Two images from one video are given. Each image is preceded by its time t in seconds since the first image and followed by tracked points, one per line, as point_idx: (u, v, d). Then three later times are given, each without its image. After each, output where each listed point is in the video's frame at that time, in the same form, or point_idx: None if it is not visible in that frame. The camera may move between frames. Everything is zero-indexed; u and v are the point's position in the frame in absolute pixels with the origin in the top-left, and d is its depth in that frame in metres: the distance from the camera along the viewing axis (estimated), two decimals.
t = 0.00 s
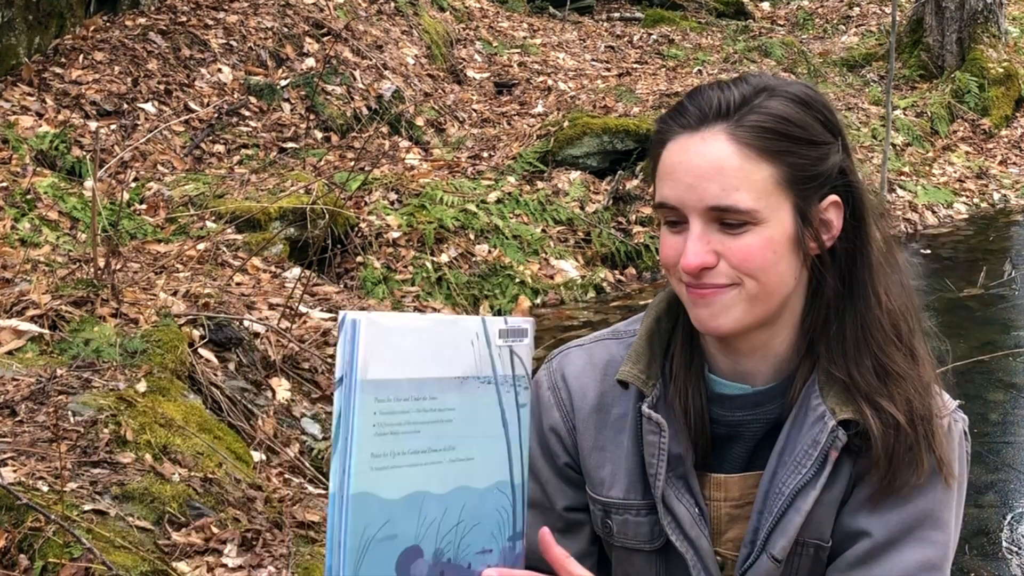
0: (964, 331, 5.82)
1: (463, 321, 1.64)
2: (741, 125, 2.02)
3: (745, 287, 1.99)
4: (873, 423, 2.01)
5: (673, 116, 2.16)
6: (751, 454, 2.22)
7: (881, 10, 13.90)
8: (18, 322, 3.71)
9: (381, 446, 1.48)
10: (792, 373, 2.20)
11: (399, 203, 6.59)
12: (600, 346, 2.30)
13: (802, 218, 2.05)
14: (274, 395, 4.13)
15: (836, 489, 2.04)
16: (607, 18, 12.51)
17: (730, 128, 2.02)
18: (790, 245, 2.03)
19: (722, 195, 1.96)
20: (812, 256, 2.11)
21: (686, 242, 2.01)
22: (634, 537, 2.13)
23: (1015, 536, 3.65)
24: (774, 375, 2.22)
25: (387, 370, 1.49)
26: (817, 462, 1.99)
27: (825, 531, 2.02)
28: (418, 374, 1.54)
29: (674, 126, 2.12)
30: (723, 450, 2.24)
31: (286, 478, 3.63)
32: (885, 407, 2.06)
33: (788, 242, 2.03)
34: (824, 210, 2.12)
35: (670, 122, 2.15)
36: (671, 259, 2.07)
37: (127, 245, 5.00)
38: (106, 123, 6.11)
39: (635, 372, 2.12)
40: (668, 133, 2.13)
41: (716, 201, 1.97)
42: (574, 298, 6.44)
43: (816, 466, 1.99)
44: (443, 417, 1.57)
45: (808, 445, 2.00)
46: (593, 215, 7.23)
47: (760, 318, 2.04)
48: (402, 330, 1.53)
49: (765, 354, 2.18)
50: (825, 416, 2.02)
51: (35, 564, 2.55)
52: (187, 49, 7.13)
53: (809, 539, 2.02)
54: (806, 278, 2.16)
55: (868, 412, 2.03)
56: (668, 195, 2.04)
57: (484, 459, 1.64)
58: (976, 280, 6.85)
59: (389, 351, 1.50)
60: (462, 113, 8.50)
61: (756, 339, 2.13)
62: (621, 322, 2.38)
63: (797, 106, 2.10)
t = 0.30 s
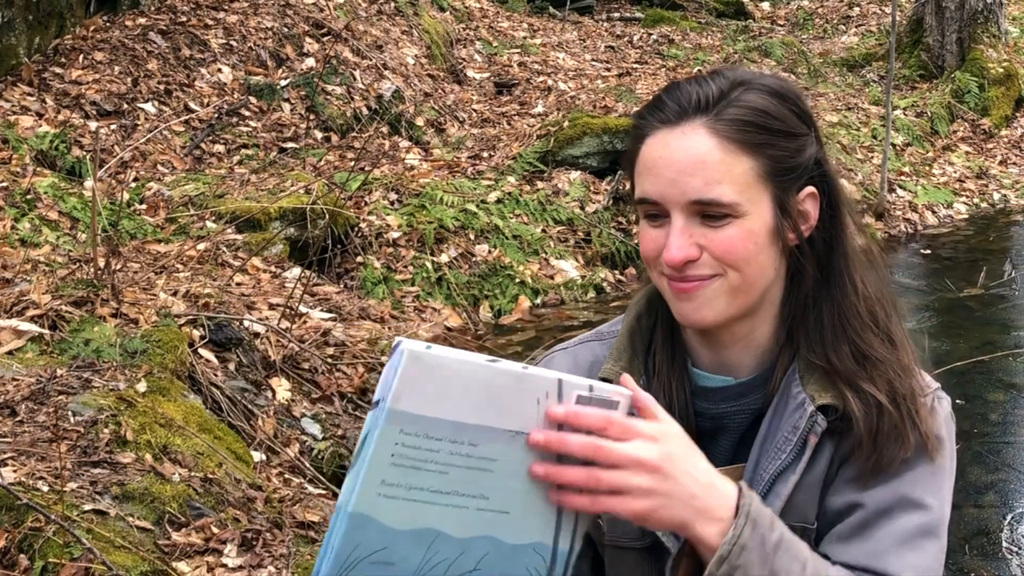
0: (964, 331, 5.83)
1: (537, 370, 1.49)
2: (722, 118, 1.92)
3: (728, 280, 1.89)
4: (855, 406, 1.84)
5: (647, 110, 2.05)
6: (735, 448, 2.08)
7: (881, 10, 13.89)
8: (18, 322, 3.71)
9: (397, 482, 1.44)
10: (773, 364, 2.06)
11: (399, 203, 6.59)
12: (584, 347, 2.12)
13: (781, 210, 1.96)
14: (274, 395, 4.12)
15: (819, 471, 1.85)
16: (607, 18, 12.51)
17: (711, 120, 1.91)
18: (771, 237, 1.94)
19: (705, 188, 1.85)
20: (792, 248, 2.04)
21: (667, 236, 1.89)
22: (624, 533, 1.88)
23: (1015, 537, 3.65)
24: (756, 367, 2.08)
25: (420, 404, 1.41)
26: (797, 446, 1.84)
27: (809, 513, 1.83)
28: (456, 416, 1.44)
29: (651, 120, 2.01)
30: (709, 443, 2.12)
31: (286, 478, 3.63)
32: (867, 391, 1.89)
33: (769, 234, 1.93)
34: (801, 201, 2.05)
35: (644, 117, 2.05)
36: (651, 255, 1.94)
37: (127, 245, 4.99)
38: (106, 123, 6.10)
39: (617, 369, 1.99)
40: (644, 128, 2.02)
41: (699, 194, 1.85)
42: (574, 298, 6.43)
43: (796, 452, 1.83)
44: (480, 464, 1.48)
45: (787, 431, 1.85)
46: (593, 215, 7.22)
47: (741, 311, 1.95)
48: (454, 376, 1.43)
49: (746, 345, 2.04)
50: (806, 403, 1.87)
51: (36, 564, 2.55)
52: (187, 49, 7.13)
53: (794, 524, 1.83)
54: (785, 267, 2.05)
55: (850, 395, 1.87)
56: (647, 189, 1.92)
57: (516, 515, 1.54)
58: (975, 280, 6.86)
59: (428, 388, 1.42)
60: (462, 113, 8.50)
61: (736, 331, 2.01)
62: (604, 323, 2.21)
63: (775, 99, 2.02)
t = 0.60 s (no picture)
0: (963, 331, 5.83)
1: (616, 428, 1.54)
2: (712, 103, 1.92)
3: (729, 265, 1.89)
4: (842, 388, 1.87)
5: (627, 100, 2.02)
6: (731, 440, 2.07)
7: (881, 10, 13.88)
8: (18, 322, 3.71)
9: (464, 482, 1.57)
10: (758, 355, 2.06)
11: (399, 204, 6.59)
12: (565, 354, 2.13)
13: (770, 196, 1.98)
14: (274, 395, 4.12)
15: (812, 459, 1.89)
16: (607, 18, 12.51)
17: (700, 106, 1.91)
18: (762, 223, 1.95)
19: (708, 171, 1.84)
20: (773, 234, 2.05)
21: (666, 223, 1.87)
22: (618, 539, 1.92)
23: (1015, 536, 3.66)
24: (740, 362, 2.07)
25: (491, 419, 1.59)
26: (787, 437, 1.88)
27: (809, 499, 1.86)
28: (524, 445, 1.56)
29: (634, 110, 1.98)
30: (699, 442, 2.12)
31: (286, 478, 3.63)
32: (853, 370, 1.92)
33: (762, 219, 1.94)
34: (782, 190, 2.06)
35: (624, 109, 2.01)
36: (646, 245, 1.91)
37: (127, 245, 5.00)
38: (106, 123, 6.11)
39: (599, 373, 2.01)
40: (627, 117, 1.98)
41: (702, 177, 1.84)
42: (574, 298, 6.42)
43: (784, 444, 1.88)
44: (541, 496, 1.53)
45: (775, 423, 1.90)
46: (593, 215, 7.22)
47: (735, 301, 1.95)
48: (526, 398, 1.57)
49: (732, 338, 2.03)
50: (792, 395, 1.90)
51: (35, 564, 2.56)
52: (187, 49, 7.13)
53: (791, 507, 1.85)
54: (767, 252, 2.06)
55: (836, 377, 1.90)
56: (639, 177, 1.88)
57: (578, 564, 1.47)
58: (976, 280, 6.85)
59: (499, 403, 1.59)
60: (462, 113, 8.50)
61: (722, 324, 2.00)
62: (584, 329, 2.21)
63: (753, 86, 2.03)
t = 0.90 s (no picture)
0: (964, 331, 5.83)
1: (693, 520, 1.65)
2: (737, 105, 1.93)
3: (756, 267, 1.89)
4: (838, 386, 1.85)
5: (643, 100, 2.00)
6: (724, 441, 2.04)
7: (881, 10, 13.88)
8: (18, 322, 3.70)
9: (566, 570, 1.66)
10: (749, 354, 2.03)
11: (399, 204, 6.59)
12: (553, 362, 2.06)
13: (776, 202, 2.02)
14: (274, 395, 4.12)
15: (807, 460, 1.84)
16: (607, 18, 12.50)
17: (727, 107, 1.92)
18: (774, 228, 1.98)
19: (742, 169, 1.86)
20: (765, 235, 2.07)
21: (696, 222, 1.85)
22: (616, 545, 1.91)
23: (1015, 536, 3.66)
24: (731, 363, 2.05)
25: (589, 500, 1.69)
26: (782, 437, 1.82)
27: (806, 501, 1.82)
28: (621, 530, 1.66)
29: (654, 107, 1.96)
30: (695, 445, 2.04)
31: (286, 478, 3.63)
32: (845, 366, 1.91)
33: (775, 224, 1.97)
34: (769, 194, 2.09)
35: (639, 108, 1.99)
36: (668, 244, 1.88)
37: (127, 245, 4.99)
38: (106, 123, 6.10)
39: (594, 379, 1.93)
40: (645, 115, 1.96)
41: (737, 176, 1.85)
42: (574, 298, 6.40)
43: (782, 444, 1.82)
44: None
45: (771, 422, 1.83)
46: (593, 215, 7.22)
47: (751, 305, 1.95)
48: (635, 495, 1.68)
49: (725, 339, 2.01)
50: (785, 392, 1.85)
51: (35, 564, 2.55)
52: (187, 49, 7.13)
53: (788, 512, 1.83)
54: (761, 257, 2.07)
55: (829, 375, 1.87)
56: (670, 174, 1.87)
57: None
58: (976, 280, 6.85)
59: (602, 487, 1.70)
60: (462, 113, 8.50)
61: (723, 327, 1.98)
62: (570, 335, 2.14)
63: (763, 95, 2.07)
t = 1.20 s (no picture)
0: (964, 332, 5.83)
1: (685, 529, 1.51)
2: (798, 134, 1.73)
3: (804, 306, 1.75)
4: (834, 375, 1.73)
5: (713, 119, 1.65)
6: (720, 443, 1.87)
7: (881, 9, 13.87)
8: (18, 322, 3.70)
9: None
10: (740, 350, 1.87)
11: (399, 203, 6.59)
12: (536, 377, 1.83)
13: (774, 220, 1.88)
14: (273, 395, 4.12)
15: (809, 456, 1.72)
16: (607, 18, 12.50)
17: (796, 138, 1.71)
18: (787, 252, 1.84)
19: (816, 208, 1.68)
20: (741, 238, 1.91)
21: (788, 270, 1.64)
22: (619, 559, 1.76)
23: (1015, 537, 3.65)
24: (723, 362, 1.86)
25: (578, 533, 1.51)
26: (784, 437, 1.71)
27: (807, 498, 1.72)
28: (615, 553, 1.48)
29: (736, 134, 1.64)
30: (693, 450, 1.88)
31: (286, 478, 3.63)
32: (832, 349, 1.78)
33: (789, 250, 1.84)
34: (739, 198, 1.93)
35: (710, 129, 1.64)
36: (754, 295, 1.64)
37: (127, 245, 5.00)
38: (106, 123, 6.10)
39: (588, 395, 1.72)
40: (728, 144, 1.63)
41: (814, 217, 1.67)
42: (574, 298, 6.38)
43: (784, 444, 1.71)
44: None
45: (771, 422, 1.72)
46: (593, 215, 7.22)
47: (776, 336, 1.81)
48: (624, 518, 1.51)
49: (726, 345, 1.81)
50: (783, 391, 1.73)
51: (35, 564, 2.55)
52: (187, 49, 7.13)
53: (791, 511, 1.72)
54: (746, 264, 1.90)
55: (821, 364, 1.75)
56: (769, 220, 1.62)
57: None
58: (976, 280, 6.85)
59: (589, 518, 1.51)
60: (462, 113, 8.50)
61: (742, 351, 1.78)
62: (550, 349, 1.91)
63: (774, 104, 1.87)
